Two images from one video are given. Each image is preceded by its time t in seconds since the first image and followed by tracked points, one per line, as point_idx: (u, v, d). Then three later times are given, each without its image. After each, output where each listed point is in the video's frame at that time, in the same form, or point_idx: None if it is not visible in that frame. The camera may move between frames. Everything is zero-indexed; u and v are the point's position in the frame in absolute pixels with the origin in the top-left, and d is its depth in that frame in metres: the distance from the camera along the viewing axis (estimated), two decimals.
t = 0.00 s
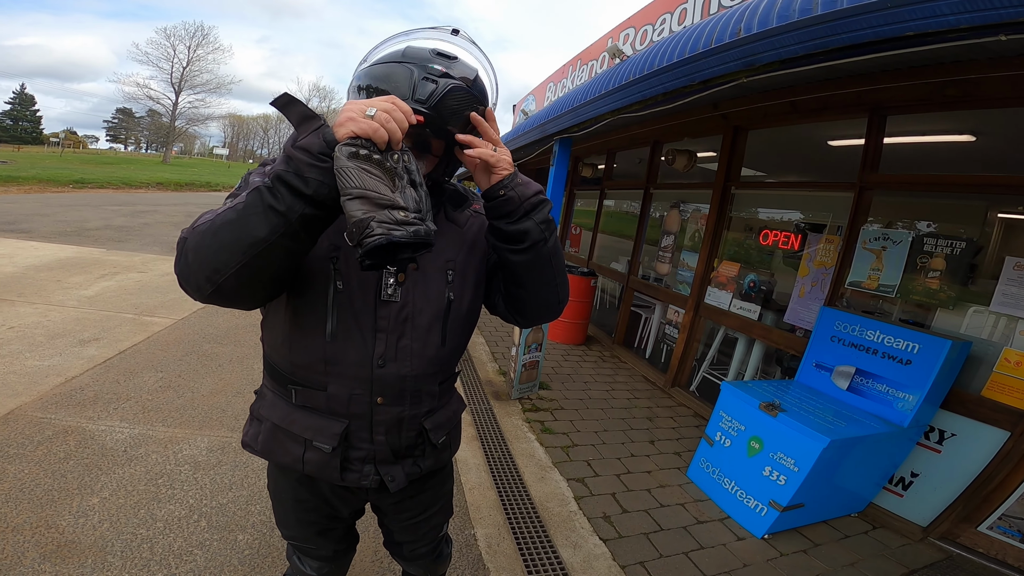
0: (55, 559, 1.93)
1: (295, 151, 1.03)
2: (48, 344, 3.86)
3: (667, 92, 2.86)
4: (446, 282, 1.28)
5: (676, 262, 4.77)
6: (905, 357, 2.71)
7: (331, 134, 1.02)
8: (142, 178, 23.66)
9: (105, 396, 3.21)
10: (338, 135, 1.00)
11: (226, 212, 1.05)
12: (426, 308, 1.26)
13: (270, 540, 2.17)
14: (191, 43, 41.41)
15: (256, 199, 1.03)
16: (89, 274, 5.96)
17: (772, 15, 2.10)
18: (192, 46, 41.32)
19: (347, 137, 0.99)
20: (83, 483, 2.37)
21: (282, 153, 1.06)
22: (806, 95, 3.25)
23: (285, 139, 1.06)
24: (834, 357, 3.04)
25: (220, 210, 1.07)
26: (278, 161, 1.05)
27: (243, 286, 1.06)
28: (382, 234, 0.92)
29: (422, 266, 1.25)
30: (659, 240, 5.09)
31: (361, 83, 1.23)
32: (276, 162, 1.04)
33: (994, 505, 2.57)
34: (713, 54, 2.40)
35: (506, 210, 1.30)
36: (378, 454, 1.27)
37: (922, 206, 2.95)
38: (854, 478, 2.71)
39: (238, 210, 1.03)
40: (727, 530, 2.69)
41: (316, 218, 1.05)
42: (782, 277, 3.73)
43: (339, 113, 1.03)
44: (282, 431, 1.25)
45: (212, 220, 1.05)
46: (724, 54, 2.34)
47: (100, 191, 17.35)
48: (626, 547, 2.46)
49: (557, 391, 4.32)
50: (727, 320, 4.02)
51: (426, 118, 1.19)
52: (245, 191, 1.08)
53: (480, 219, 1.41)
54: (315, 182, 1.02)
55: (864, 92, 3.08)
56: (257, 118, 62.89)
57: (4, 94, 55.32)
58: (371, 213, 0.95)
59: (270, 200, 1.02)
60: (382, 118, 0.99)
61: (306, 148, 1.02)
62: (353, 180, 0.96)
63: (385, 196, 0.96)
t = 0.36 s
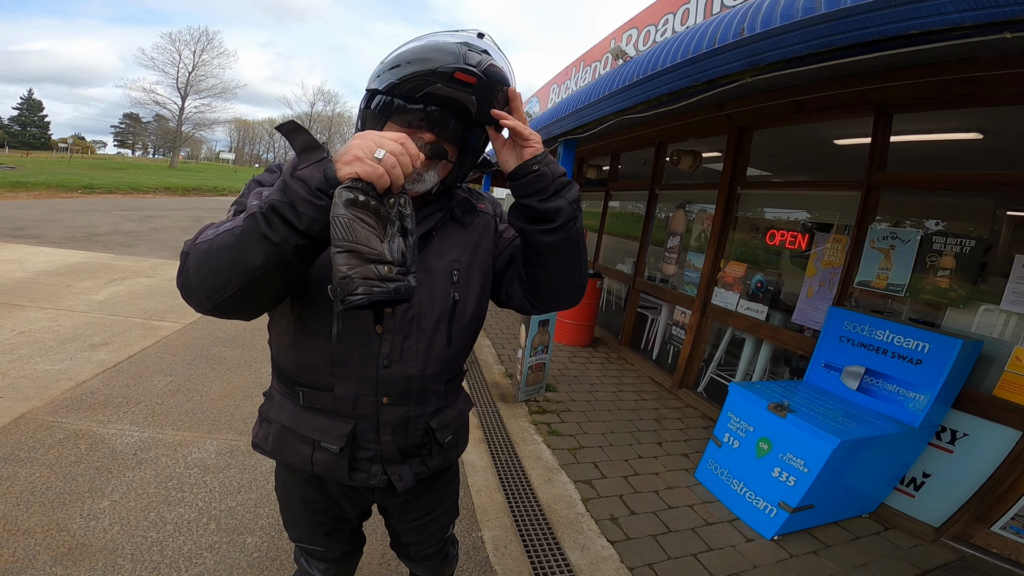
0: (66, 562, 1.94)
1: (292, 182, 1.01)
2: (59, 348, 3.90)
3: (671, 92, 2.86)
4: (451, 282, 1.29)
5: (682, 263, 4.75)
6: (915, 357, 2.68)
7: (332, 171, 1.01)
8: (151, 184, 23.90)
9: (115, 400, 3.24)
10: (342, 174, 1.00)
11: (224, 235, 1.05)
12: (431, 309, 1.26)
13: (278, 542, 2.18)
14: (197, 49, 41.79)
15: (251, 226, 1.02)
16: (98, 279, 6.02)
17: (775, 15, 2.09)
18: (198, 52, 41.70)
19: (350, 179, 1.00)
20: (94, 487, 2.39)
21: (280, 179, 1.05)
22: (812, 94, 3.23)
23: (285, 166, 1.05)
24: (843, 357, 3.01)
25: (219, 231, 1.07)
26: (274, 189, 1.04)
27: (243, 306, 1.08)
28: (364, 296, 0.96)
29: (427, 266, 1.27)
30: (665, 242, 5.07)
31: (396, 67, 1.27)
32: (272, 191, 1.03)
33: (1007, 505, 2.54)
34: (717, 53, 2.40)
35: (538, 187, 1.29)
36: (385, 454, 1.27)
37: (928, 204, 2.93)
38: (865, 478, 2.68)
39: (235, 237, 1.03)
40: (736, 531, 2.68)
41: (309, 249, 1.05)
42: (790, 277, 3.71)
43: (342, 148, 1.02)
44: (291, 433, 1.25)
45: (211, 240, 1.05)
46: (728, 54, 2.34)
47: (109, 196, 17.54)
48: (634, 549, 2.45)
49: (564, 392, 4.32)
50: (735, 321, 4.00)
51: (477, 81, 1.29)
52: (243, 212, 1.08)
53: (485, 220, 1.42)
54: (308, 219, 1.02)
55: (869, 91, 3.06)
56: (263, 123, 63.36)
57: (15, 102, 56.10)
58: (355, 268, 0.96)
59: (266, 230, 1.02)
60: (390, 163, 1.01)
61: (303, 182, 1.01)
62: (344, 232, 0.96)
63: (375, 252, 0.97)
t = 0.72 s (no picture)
0: None
1: (357, 258, 1.06)
2: (124, 384, 4.10)
3: (689, 89, 2.82)
4: (496, 300, 1.30)
5: (719, 258, 4.65)
6: (982, 338, 2.54)
7: (396, 243, 1.07)
8: (191, 221, 25.06)
9: (180, 429, 3.38)
10: (405, 243, 1.07)
11: (289, 305, 1.09)
12: (478, 330, 1.27)
13: (344, 562, 2.21)
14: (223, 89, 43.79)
15: (318, 299, 1.08)
16: (154, 316, 6.33)
17: (786, 5, 2.02)
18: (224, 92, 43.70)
19: (412, 248, 1.08)
20: (169, 513, 2.49)
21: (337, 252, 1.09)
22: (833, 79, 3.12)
23: (343, 239, 1.08)
24: (903, 344, 2.87)
25: (280, 298, 1.12)
26: (335, 262, 1.08)
27: (313, 361, 1.17)
28: (452, 346, 1.06)
29: (471, 289, 1.29)
30: (699, 238, 4.97)
31: (431, 81, 1.33)
32: (335, 265, 1.07)
33: None
34: (732, 48, 2.34)
35: (586, 193, 1.28)
36: (446, 474, 1.28)
37: (973, 179, 2.79)
38: (939, 471, 2.52)
39: (302, 308, 1.08)
40: (804, 530, 2.56)
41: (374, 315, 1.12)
42: (835, 265, 3.57)
43: (397, 219, 1.10)
44: (355, 459, 1.28)
45: (277, 308, 1.10)
46: (743, 47, 2.28)
47: (154, 237, 18.48)
48: (695, 552, 2.38)
49: (609, 398, 4.26)
50: (781, 314, 3.87)
51: (512, 82, 1.33)
52: (303, 279, 1.12)
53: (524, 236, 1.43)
54: (373, 290, 1.07)
55: (892, 73, 2.94)
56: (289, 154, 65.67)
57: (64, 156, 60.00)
58: (438, 326, 1.04)
59: (333, 302, 1.07)
60: (442, 231, 1.12)
61: (371, 257, 1.05)
62: (422, 295, 1.04)
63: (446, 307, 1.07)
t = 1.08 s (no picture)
0: None
1: (367, 307, 1.04)
2: (143, 403, 4.14)
3: (683, 81, 2.79)
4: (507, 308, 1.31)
5: (725, 248, 4.63)
6: (998, 317, 2.51)
7: (406, 292, 1.04)
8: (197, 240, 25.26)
9: (202, 445, 3.40)
10: (415, 290, 1.03)
11: (306, 346, 1.10)
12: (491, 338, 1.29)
13: (371, 570, 2.22)
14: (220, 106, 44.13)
15: (335, 344, 1.09)
16: (167, 335, 6.39)
17: None
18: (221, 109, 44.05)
19: (422, 293, 1.03)
20: (197, 527, 2.50)
21: (349, 298, 1.08)
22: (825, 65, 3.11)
23: (353, 287, 1.06)
24: (918, 326, 2.84)
25: (295, 337, 1.12)
26: (349, 310, 1.07)
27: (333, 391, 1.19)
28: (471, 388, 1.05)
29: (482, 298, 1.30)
30: (704, 229, 4.95)
31: (412, 83, 1.31)
32: (348, 312, 1.07)
33: None
34: (722, 38, 2.34)
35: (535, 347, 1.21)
36: (468, 483, 1.28)
37: (976, 156, 2.78)
38: (964, 453, 2.49)
39: (320, 350, 1.09)
40: (831, 518, 2.54)
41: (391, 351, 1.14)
42: (843, 248, 3.55)
43: (404, 263, 1.04)
44: (378, 471, 1.29)
45: (294, 347, 1.11)
46: (735, 37, 2.27)
47: (161, 257, 18.64)
48: (721, 546, 2.36)
49: (622, 395, 4.25)
50: (792, 301, 3.85)
51: (487, 77, 1.32)
52: (317, 319, 1.13)
53: (531, 241, 1.44)
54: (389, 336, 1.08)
55: (883, 55, 2.92)
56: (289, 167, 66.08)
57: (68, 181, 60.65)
58: (456, 372, 1.03)
59: (350, 346, 1.09)
60: (451, 268, 1.06)
61: (384, 308, 1.04)
62: (437, 345, 1.02)
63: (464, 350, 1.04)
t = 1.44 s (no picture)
0: None
1: (391, 334, 1.07)
2: (151, 407, 4.16)
3: (684, 80, 2.79)
4: (509, 310, 1.32)
5: (728, 247, 4.62)
6: (1005, 312, 2.50)
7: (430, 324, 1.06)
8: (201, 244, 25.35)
9: (209, 448, 3.42)
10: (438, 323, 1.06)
11: (322, 365, 1.11)
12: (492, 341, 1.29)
13: (378, 571, 2.22)
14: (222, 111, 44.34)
15: (353, 363, 1.11)
16: (173, 340, 6.42)
17: None
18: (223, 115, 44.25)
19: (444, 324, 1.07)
20: (205, 530, 2.51)
21: (369, 321, 1.10)
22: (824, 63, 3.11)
23: (373, 312, 1.08)
24: (924, 322, 2.83)
25: (309, 352, 1.13)
26: (369, 333, 1.09)
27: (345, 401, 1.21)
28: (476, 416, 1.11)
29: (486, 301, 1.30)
30: (706, 228, 4.95)
31: (404, 85, 1.33)
32: (369, 337, 1.09)
33: None
34: (721, 37, 2.34)
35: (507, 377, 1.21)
36: (473, 484, 1.29)
37: (980, 151, 2.76)
38: (973, 450, 2.47)
39: (337, 370, 1.11)
40: (840, 517, 2.53)
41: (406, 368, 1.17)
42: (847, 245, 3.54)
43: (429, 296, 1.06)
44: (384, 473, 1.29)
45: (309, 364, 1.12)
46: (734, 35, 2.26)
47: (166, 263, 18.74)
48: (728, 545, 2.36)
49: (627, 395, 4.24)
50: (796, 298, 3.84)
51: (476, 78, 1.32)
52: (332, 337, 1.13)
53: (533, 243, 1.44)
54: (408, 359, 1.11)
55: (884, 52, 2.91)
56: (291, 171, 66.30)
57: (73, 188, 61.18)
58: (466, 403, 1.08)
59: (368, 368, 1.11)
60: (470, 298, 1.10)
61: (406, 336, 1.06)
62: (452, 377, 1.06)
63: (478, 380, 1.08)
